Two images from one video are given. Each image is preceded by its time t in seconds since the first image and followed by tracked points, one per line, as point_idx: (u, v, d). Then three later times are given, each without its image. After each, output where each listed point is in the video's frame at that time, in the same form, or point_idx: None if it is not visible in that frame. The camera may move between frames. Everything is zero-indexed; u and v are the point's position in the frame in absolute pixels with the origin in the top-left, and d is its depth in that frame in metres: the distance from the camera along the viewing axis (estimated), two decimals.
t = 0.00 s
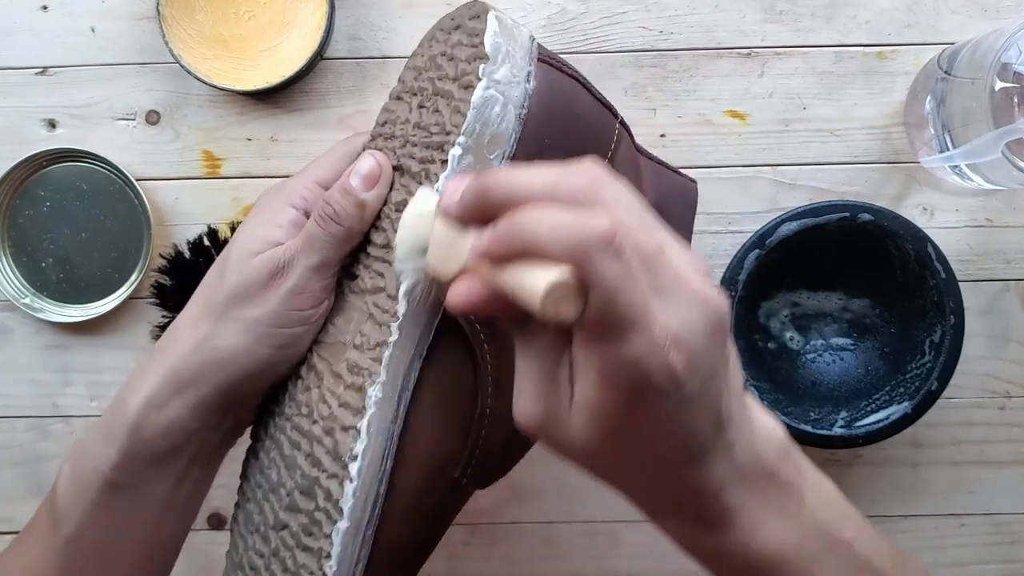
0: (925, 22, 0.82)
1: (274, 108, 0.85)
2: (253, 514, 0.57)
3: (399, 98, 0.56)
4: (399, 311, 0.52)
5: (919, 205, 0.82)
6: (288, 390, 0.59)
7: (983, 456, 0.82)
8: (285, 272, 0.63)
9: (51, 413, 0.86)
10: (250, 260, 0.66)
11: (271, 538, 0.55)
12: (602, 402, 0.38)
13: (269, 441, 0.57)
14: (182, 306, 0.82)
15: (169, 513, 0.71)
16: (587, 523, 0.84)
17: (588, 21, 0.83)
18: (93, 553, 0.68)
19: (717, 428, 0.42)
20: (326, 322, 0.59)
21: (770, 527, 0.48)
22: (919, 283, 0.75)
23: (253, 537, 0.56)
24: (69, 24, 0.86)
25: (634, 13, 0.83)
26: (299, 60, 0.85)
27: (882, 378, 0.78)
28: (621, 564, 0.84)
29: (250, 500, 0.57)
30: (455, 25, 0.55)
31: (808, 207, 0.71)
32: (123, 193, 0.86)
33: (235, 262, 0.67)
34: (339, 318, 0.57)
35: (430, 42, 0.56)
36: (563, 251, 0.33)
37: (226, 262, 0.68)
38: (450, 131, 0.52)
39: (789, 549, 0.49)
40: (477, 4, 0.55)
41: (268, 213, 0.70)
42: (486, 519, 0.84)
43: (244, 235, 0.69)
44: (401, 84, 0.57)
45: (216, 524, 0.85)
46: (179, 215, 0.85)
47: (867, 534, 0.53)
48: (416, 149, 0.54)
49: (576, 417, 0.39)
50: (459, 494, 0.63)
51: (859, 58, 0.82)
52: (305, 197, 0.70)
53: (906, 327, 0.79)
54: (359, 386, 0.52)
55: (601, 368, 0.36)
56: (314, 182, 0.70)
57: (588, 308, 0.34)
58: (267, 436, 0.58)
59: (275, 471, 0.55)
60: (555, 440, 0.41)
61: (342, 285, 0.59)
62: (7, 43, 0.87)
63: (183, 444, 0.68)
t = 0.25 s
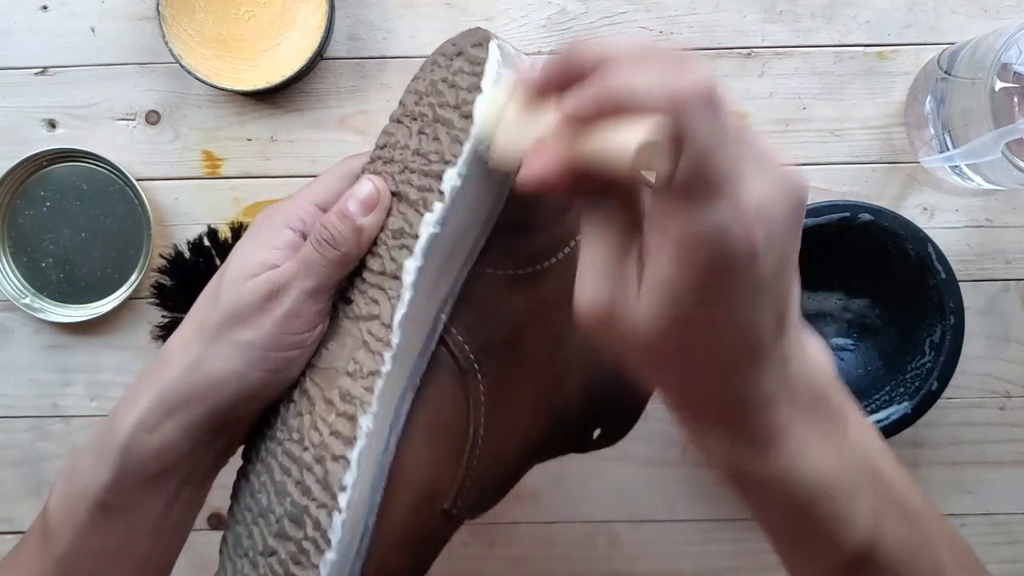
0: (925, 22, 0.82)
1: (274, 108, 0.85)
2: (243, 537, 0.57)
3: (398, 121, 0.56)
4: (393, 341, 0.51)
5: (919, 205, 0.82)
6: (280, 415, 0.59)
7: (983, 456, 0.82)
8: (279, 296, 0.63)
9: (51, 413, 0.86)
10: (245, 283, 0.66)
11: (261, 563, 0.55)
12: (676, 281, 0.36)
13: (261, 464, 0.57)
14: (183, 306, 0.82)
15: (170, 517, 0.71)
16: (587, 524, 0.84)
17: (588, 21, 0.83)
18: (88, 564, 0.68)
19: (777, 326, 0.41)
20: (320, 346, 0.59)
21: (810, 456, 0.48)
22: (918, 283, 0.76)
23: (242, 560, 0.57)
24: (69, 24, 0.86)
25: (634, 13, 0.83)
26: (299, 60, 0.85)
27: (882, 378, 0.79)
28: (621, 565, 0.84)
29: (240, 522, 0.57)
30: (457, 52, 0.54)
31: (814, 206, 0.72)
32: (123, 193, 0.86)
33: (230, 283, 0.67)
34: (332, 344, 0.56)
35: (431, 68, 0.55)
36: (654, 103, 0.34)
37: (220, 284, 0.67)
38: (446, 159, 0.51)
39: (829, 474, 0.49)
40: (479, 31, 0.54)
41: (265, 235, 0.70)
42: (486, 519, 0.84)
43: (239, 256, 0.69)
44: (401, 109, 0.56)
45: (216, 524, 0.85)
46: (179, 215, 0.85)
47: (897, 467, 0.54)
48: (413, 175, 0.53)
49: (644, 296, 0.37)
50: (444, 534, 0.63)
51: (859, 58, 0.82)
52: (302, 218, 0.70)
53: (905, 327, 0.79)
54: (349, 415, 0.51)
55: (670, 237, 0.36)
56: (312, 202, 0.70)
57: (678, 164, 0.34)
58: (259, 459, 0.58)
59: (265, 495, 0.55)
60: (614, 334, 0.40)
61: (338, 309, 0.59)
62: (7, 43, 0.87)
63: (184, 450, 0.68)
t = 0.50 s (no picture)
0: (925, 23, 0.82)
1: (274, 108, 0.85)
2: (235, 544, 0.56)
3: (391, 125, 0.55)
4: (391, 353, 0.52)
5: (919, 205, 0.82)
6: (274, 419, 0.58)
7: (983, 456, 0.82)
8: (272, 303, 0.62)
9: (51, 413, 0.86)
10: (238, 288, 0.65)
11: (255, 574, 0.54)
12: (693, 237, 0.41)
13: (252, 473, 0.56)
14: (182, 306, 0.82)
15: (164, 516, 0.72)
16: (587, 524, 0.84)
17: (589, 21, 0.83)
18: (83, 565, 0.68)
19: (783, 294, 0.48)
20: (313, 351, 0.58)
21: (806, 430, 0.55)
22: (917, 284, 0.76)
23: (236, 567, 0.56)
24: (69, 24, 0.86)
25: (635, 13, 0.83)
26: (299, 60, 0.85)
27: (883, 379, 0.79)
28: (621, 565, 0.84)
29: (233, 528, 0.57)
30: (453, 57, 0.54)
31: (818, 206, 0.72)
32: (123, 193, 0.86)
33: (222, 288, 0.66)
34: (327, 351, 0.56)
35: (426, 71, 0.55)
36: (679, 64, 0.37)
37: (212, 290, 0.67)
38: (446, 171, 0.51)
39: (824, 450, 0.56)
40: (475, 37, 0.54)
41: (255, 239, 0.69)
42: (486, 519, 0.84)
43: (229, 261, 0.68)
44: (394, 111, 0.56)
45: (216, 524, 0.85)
46: (179, 215, 0.85)
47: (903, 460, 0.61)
48: (409, 183, 0.53)
49: (654, 259, 0.44)
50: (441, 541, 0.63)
51: (859, 58, 0.82)
52: (294, 223, 0.70)
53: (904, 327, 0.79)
54: (346, 426, 0.52)
55: (692, 194, 0.40)
56: (305, 207, 0.71)
57: (696, 123, 0.37)
58: (250, 465, 0.57)
59: (259, 502, 0.54)
60: (626, 296, 0.46)
61: (330, 317, 0.59)
62: (7, 44, 0.87)
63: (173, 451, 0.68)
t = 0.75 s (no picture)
0: (925, 22, 0.82)
1: (274, 108, 0.85)
2: (229, 549, 0.56)
3: (391, 132, 0.55)
4: (381, 365, 0.51)
5: (919, 205, 0.82)
6: (267, 426, 0.58)
7: (983, 456, 0.82)
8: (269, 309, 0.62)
9: (51, 413, 0.86)
10: (234, 295, 0.65)
11: None
12: (724, 240, 0.37)
13: (246, 478, 0.56)
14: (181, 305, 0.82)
15: (163, 520, 0.71)
16: (587, 525, 0.84)
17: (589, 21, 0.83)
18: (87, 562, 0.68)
19: (794, 302, 0.43)
20: (309, 359, 0.58)
21: (827, 423, 0.52)
22: (916, 284, 0.76)
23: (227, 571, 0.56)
24: (69, 24, 0.86)
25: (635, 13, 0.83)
26: (299, 60, 0.85)
27: (883, 379, 0.79)
28: (621, 565, 0.84)
29: (226, 533, 0.57)
30: (452, 65, 0.52)
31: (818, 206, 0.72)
32: (123, 193, 0.86)
33: (218, 296, 0.66)
34: (322, 360, 0.56)
35: (425, 78, 0.54)
36: (713, 45, 0.33)
37: (209, 296, 0.67)
38: (441, 183, 0.51)
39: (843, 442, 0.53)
40: (474, 44, 0.53)
41: (253, 246, 0.69)
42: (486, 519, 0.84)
43: (228, 265, 0.69)
44: (394, 117, 0.55)
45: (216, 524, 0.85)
46: (179, 215, 0.85)
47: (915, 492, 0.58)
48: (406, 193, 0.53)
49: (687, 249, 0.38)
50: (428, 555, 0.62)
51: (860, 58, 0.82)
52: (291, 229, 0.70)
53: (905, 328, 0.79)
54: (337, 437, 0.52)
55: (722, 176, 0.35)
56: (303, 213, 0.71)
57: (731, 102, 0.33)
58: (244, 471, 0.57)
59: (250, 510, 0.54)
60: (654, 289, 0.41)
61: (327, 324, 0.58)
62: (7, 44, 0.87)
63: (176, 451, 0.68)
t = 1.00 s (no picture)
0: (925, 23, 0.82)
1: (274, 108, 0.85)
2: (191, 553, 0.56)
3: (399, 154, 0.50)
4: (357, 409, 0.46)
5: (919, 205, 0.82)
6: (244, 438, 0.57)
7: (983, 456, 0.82)
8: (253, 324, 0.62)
9: (51, 413, 0.86)
10: (221, 306, 0.66)
11: None
12: (784, 191, 0.37)
13: (218, 483, 0.56)
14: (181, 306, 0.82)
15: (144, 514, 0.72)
16: (586, 524, 0.84)
17: (589, 21, 0.83)
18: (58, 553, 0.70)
19: (834, 281, 0.41)
20: (292, 378, 0.57)
21: (867, 407, 0.50)
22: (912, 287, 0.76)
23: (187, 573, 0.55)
24: (70, 25, 0.86)
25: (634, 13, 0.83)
26: (299, 60, 0.85)
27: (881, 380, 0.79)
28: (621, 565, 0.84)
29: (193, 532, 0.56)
30: (470, 101, 0.45)
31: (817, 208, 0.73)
32: (123, 193, 0.86)
33: (206, 305, 0.67)
34: (303, 382, 0.53)
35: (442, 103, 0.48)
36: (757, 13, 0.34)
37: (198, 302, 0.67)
38: (439, 231, 0.44)
39: (887, 428, 0.52)
40: (497, 83, 0.46)
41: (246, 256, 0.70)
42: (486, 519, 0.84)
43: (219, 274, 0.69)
44: (404, 139, 0.51)
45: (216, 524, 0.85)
46: (179, 216, 0.85)
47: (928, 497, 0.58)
48: (405, 230, 0.48)
49: (740, 229, 0.38)
50: None
51: (859, 58, 0.82)
52: (286, 238, 0.70)
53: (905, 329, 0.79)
54: (303, 472, 0.47)
55: (780, 141, 0.36)
56: (299, 223, 0.70)
57: (786, 65, 0.34)
58: (217, 476, 0.57)
59: (218, 517, 0.53)
60: (706, 278, 0.39)
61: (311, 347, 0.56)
62: (8, 44, 0.87)
63: (169, 443, 0.69)
